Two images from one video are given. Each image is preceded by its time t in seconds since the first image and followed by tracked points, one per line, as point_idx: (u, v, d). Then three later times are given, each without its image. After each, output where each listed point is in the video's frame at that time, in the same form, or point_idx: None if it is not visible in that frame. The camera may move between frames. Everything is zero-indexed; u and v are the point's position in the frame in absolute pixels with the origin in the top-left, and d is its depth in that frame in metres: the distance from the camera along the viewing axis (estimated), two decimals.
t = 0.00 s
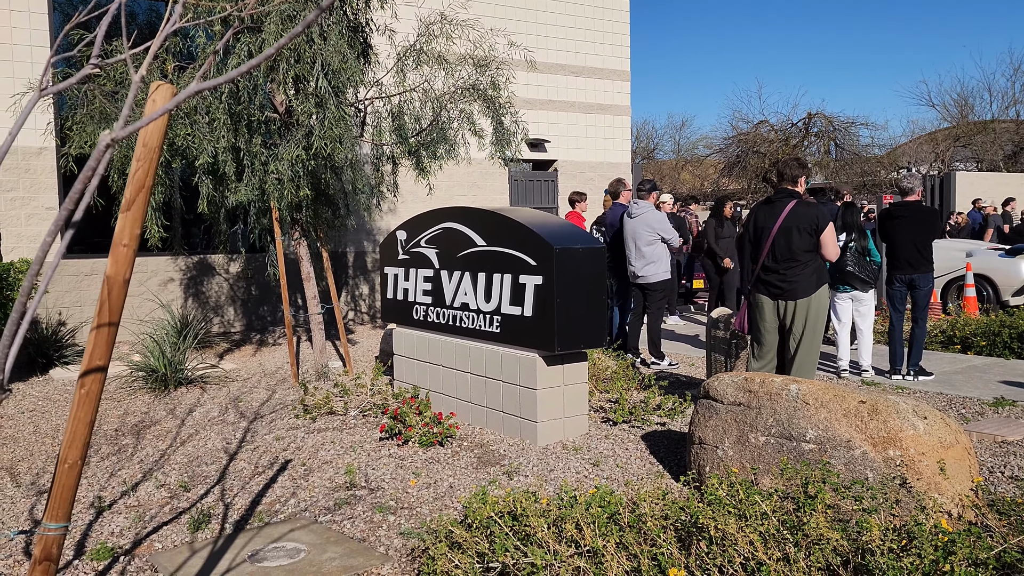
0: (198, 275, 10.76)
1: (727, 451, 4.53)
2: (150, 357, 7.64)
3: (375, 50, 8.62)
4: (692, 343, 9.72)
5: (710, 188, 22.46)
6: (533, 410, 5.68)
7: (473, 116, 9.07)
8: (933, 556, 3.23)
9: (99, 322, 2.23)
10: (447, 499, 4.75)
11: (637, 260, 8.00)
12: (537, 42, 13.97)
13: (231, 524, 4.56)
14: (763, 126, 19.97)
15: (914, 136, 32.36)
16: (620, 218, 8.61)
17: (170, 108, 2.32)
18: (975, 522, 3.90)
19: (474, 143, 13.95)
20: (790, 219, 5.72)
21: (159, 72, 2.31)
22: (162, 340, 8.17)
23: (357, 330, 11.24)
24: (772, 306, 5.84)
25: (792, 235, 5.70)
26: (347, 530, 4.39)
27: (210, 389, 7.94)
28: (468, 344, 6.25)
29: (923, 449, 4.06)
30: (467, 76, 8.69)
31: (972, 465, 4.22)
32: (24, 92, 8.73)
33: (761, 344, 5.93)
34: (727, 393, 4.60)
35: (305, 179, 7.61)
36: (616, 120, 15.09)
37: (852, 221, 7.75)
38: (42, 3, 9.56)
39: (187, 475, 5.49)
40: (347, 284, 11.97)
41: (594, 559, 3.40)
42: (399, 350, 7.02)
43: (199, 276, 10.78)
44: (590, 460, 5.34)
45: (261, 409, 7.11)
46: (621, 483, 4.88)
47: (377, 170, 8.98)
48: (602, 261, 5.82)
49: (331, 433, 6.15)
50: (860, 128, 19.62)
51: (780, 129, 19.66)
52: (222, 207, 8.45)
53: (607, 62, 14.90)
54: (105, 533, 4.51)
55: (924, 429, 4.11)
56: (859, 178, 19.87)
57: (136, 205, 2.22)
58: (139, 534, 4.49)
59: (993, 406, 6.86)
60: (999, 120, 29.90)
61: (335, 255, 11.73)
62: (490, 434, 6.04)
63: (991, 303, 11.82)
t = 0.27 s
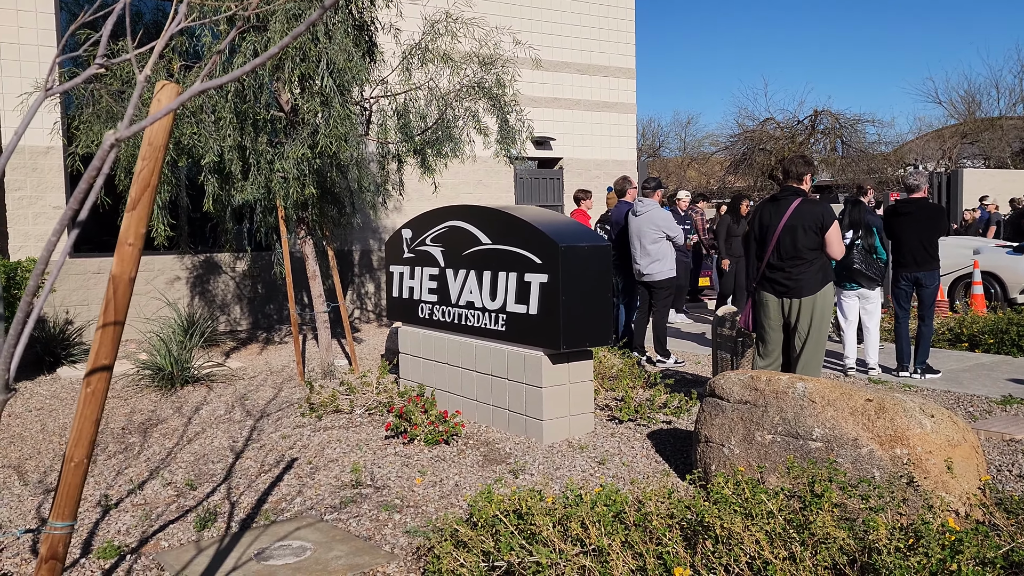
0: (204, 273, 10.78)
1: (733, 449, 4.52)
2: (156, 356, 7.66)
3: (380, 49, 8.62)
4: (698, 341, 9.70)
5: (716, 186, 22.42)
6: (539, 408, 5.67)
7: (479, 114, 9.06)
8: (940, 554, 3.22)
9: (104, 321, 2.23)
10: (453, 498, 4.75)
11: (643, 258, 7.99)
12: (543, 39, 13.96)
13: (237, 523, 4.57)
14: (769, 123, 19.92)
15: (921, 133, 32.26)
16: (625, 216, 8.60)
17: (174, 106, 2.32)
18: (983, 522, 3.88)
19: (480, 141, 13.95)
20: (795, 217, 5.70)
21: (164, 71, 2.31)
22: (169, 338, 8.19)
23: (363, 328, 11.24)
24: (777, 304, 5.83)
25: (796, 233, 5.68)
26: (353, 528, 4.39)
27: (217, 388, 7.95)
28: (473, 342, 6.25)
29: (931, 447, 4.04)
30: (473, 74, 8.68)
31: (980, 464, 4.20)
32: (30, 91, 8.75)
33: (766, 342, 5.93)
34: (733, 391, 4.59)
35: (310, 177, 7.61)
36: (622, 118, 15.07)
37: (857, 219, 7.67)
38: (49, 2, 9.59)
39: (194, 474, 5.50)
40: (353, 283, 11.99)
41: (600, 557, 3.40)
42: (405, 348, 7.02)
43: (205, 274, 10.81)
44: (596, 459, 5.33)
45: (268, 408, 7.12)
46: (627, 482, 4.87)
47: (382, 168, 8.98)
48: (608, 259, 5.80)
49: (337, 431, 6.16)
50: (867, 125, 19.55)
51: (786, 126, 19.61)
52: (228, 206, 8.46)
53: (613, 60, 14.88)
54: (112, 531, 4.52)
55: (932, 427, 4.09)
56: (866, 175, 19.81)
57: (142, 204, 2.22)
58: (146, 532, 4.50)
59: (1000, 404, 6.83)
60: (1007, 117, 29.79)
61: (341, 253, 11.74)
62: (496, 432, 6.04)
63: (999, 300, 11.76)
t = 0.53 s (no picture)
0: (207, 273, 10.79)
1: (735, 449, 4.51)
2: (158, 355, 7.67)
3: (382, 48, 8.62)
4: (700, 341, 9.68)
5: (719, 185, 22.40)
6: (541, 408, 5.66)
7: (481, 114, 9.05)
8: (944, 554, 3.21)
9: (104, 319, 2.22)
10: (455, 497, 4.74)
11: (644, 258, 7.98)
12: (545, 39, 13.94)
13: (239, 522, 4.56)
14: (772, 123, 19.90)
15: (924, 133, 32.23)
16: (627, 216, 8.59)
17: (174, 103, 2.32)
18: (986, 522, 3.86)
19: (482, 140, 13.95)
20: (793, 217, 5.69)
21: (164, 69, 2.31)
22: (171, 338, 8.19)
23: (365, 328, 11.24)
24: (774, 303, 5.82)
25: (794, 233, 5.67)
26: (355, 528, 4.39)
27: (219, 387, 7.95)
28: (475, 342, 6.24)
29: (934, 447, 4.02)
30: (475, 74, 8.67)
31: (983, 464, 4.19)
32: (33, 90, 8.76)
33: (765, 342, 5.92)
34: (736, 391, 4.58)
35: (312, 176, 7.61)
36: (624, 117, 15.05)
37: (863, 219, 7.69)
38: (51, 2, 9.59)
39: (195, 473, 5.49)
40: (355, 283, 11.99)
41: (603, 557, 3.39)
42: (407, 348, 7.02)
43: (207, 274, 10.81)
44: (598, 458, 5.32)
45: (270, 407, 7.11)
46: (629, 482, 4.86)
47: (385, 168, 8.97)
48: (611, 259, 5.79)
49: (339, 431, 6.15)
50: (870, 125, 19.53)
51: (788, 126, 19.58)
52: (229, 206, 8.46)
53: (615, 60, 14.86)
54: (114, 531, 4.52)
55: (935, 427, 4.08)
56: (869, 174, 19.79)
57: (142, 202, 2.22)
58: (147, 532, 4.50)
59: (1003, 404, 6.81)
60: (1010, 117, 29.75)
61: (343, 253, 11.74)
62: (498, 432, 6.03)
63: (1002, 300, 11.74)
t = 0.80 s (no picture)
0: (203, 272, 10.76)
1: (735, 449, 4.50)
2: (155, 354, 7.64)
3: (380, 46, 8.59)
4: (698, 341, 9.67)
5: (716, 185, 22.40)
6: (540, 407, 5.65)
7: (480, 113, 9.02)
8: (945, 555, 3.21)
9: (101, 319, 2.20)
10: (453, 497, 4.73)
11: (642, 257, 7.96)
12: (543, 38, 13.92)
13: (236, 522, 4.54)
14: (769, 122, 19.91)
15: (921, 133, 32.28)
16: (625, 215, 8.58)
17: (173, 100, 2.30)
18: (986, 522, 3.85)
19: (480, 139, 13.92)
20: (784, 217, 5.68)
21: (163, 65, 2.29)
22: (167, 337, 8.16)
23: (363, 327, 11.21)
24: (766, 303, 5.81)
25: (786, 233, 5.66)
26: (353, 528, 4.37)
27: (216, 386, 7.93)
28: (473, 342, 6.22)
29: (934, 447, 4.01)
30: (473, 73, 8.64)
31: (983, 464, 4.18)
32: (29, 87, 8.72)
33: (758, 341, 5.91)
34: (735, 390, 4.57)
35: (310, 175, 7.58)
36: (622, 117, 15.04)
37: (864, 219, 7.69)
38: None
39: (192, 473, 5.47)
40: (353, 282, 11.96)
41: (603, 557, 3.38)
42: (405, 347, 7.00)
43: (204, 273, 10.78)
44: (597, 458, 5.31)
45: (267, 406, 7.09)
46: (628, 482, 4.84)
47: (382, 167, 8.95)
48: (610, 258, 5.77)
49: (337, 430, 6.13)
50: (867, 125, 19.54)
51: (786, 125, 19.58)
52: (227, 204, 8.43)
53: (613, 59, 14.85)
54: (110, 531, 4.49)
55: (935, 427, 4.07)
56: (866, 174, 19.81)
57: (139, 199, 2.20)
58: (144, 532, 4.47)
59: (1001, 404, 6.81)
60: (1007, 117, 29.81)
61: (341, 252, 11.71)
62: (496, 432, 6.01)
63: (999, 300, 11.74)
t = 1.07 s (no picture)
0: (178, 273, 10.61)
1: (717, 452, 4.49)
2: (128, 356, 7.51)
3: (359, 46, 8.52)
4: (677, 343, 9.68)
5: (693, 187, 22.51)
6: (520, 410, 5.61)
7: (459, 113, 8.96)
8: (928, 559, 3.21)
9: (74, 323, 2.13)
10: (434, 502, 4.67)
11: (622, 259, 7.95)
12: (522, 39, 13.89)
13: (212, 529, 4.46)
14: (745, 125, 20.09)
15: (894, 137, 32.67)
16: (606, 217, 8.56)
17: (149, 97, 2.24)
18: (966, 524, 3.87)
19: (459, 140, 13.87)
20: (760, 220, 5.68)
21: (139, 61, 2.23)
22: (141, 339, 8.03)
23: (340, 329, 11.12)
24: (742, 305, 5.82)
25: (761, 237, 5.67)
26: (331, 534, 4.30)
27: (190, 389, 7.81)
28: (454, 344, 6.17)
29: (914, 450, 4.02)
30: (453, 73, 8.58)
31: (962, 466, 4.20)
32: None
33: (734, 343, 5.93)
34: (717, 393, 4.56)
35: (287, 175, 7.49)
36: (601, 118, 15.05)
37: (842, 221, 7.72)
38: None
39: (166, 478, 5.37)
40: (330, 283, 11.86)
41: (587, 563, 3.35)
42: (384, 350, 6.93)
43: (178, 274, 10.64)
44: (578, 461, 5.28)
45: (242, 410, 6.99)
46: (609, 485, 4.82)
47: (360, 167, 8.88)
48: (591, 260, 5.74)
49: (314, 434, 6.05)
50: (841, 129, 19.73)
51: (762, 129, 19.70)
52: (202, 204, 8.31)
53: (592, 61, 14.85)
54: (82, 538, 4.40)
55: (915, 429, 4.08)
56: (840, 177, 20.00)
57: (114, 199, 2.13)
58: (116, 539, 4.38)
59: (976, 405, 6.87)
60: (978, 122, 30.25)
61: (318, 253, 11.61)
62: (476, 435, 5.96)
63: (971, 302, 11.88)
